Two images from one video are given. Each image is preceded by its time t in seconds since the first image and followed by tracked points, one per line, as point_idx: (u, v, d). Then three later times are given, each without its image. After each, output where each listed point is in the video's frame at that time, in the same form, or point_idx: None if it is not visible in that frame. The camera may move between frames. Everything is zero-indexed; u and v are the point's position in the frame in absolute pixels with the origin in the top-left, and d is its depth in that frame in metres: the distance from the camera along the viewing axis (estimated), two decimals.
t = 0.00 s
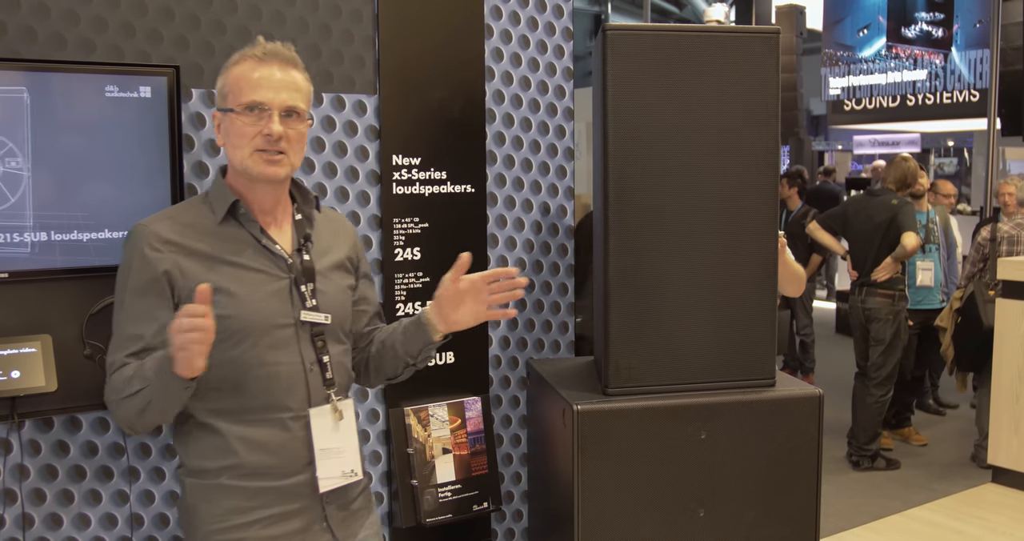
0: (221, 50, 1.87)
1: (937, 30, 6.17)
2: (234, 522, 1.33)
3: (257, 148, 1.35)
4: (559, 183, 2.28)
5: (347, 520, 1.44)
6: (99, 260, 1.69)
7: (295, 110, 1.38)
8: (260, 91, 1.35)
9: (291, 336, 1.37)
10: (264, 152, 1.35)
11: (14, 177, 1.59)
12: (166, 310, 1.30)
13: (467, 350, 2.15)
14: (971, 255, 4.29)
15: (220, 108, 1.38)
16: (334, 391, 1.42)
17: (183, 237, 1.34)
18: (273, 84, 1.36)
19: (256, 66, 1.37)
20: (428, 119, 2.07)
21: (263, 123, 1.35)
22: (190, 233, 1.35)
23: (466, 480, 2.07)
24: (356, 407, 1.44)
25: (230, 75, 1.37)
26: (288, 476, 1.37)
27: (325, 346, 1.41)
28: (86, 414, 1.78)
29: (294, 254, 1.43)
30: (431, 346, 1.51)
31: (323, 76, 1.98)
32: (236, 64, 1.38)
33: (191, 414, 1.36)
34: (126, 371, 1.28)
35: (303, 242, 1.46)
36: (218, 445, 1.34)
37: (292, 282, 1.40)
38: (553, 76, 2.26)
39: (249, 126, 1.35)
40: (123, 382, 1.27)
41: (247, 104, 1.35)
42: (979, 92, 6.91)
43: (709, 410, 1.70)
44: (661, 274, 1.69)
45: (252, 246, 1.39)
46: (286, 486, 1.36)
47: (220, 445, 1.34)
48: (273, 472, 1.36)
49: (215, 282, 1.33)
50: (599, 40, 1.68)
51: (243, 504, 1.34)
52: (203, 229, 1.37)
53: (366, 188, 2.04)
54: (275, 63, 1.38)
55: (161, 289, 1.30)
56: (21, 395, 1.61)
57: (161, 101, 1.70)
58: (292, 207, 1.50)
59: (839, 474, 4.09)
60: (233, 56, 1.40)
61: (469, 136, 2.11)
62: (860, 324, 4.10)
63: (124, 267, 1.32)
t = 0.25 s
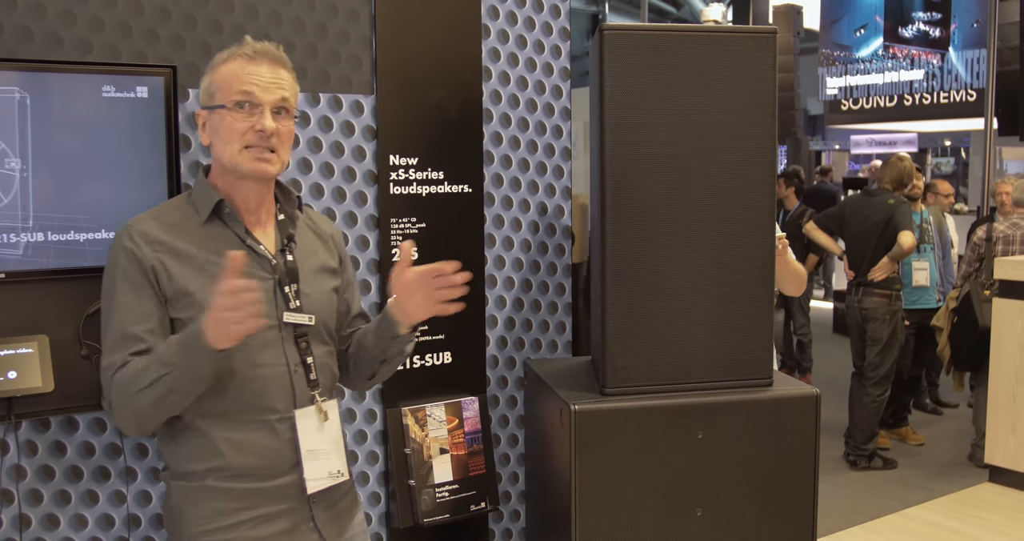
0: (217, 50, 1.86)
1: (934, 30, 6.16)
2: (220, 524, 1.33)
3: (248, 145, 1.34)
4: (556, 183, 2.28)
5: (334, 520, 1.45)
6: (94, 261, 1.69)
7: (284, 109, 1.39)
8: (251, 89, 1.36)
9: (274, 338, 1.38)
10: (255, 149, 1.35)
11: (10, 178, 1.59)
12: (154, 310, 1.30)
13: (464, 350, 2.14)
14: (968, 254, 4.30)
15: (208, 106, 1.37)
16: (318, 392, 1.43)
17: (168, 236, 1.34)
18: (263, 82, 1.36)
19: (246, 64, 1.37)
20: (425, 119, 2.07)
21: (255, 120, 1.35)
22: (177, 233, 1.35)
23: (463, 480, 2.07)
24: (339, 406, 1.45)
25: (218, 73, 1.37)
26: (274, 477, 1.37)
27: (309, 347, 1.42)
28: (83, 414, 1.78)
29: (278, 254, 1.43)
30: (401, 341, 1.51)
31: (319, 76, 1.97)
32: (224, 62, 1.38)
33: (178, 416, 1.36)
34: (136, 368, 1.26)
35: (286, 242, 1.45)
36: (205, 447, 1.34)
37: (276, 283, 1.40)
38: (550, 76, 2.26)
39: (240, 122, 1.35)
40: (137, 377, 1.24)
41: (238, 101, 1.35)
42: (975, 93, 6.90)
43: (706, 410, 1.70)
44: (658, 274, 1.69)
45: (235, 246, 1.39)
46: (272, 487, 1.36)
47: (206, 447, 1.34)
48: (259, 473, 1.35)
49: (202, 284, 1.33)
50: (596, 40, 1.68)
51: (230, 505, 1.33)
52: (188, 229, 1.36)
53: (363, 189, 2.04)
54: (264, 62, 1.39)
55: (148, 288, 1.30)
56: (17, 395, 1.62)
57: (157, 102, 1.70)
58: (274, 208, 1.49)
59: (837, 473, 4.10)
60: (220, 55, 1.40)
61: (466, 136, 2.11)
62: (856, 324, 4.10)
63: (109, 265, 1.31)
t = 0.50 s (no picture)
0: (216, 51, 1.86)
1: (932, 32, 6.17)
2: (215, 527, 1.33)
3: (272, 153, 1.36)
4: (555, 185, 2.28)
5: (328, 520, 1.45)
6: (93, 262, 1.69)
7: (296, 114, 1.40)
8: (274, 97, 1.35)
9: (268, 340, 1.38)
10: (279, 157, 1.36)
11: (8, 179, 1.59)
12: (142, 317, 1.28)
13: (463, 352, 2.14)
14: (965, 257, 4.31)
15: (224, 111, 1.34)
16: (312, 397, 1.43)
17: (160, 241, 1.32)
18: (286, 90, 1.37)
19: (267, 71, 1.36)
20: (424, 121, 2.07)
21: (280, 128, 1.36)
22: (168, 237, 1.34)
23: (462, 483, 2.07)
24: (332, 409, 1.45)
25: (240, 78, 1.34)
26: (269, 480, 1.37)
27: (303, 350, 1.42)
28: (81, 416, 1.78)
29: (271, 258, 1.42)
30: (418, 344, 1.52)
31: (318, 77, 1.97)
32: (243, 67, 1.35)
33: (171, 420, 1.35)
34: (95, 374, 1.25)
35: (279, 245, 1.45)
36: (201, 451, 1.33)
37: (269, 286, 1.39)
38: (549, 78, 2.26)
39: (266, 131, 1.34)
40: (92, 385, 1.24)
41: (262, 108, 1.34)
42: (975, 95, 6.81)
43: (705, 412, 1.70)
44: (656, 276, 1.69)
45: (229, 249, 1.37)
46: (268, 489, 1.37)
47: (203, 451, 1.33)
48: (254, 477, 1.35)
49: (195, 289, 1.32)
50: (595, 42, 1.68)
51: (227, 508, 1.33)
52: (181, 233, 1.35)
53: (362, 190, 2.04)
54: (283, 69, 1.39)
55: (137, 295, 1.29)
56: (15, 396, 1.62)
57: (156, 103, 1.70)
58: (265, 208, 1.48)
59: (835, 475, 4.10)
60: (233, 57, 1.36)
61: (465, 137, 2.11)
62: (854, 326, 4.10)
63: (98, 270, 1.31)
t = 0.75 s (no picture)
0: (215, 55, 1.87)
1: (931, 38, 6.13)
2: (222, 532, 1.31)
3: (295, 175, 1.36)
4: (553, 190, 2.28)
5: (330, 520, 1.45)
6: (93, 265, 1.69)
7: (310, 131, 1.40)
8: (308, 121, 1.35)
9: (272, 349, 1.35)
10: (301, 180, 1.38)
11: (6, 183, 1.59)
12: (148, 333, 1.23)
13: (461, 356, 2.15)
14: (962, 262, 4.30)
15: (261, 130, 1.30)
16: (313, 404, 1.43)
17: (162, 253, 1.27)
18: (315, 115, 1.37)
19: (301, 92, 1.35)
20: (422, 125, 2.07)
21: (307, 152, 1.36)
22: (170, 248, 1.28)
23: (460, 486, 2.08)
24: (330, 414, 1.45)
25: (282, 98, 1.31)
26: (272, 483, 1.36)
27: (304, 358, 1.40)
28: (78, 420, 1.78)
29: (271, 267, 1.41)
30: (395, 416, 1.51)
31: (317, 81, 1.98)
32: (283, 87, 1.32)
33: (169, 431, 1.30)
34: (112, 407, 1.19)
35: (276, 254, 1.44)
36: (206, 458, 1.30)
37: (270, 295, 1.37)
38: (548, 83, 2.26)
39: (297, 154, 1.34)
40: (110, 422, 1.17)
41: (298, 133, 1.33)
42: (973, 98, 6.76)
43: (702, 417, 1.70)
44: (654, 281, 1.70)
45: (230, 258, 1.34)
46: (272, 491, 1.36)
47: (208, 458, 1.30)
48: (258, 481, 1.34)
49: (201, 301, 1.28)
50: (593, 47, 1.68)
51: (233, 513, 1.32)
52: (182, 243, 1.30)
53: (361, 194, 2.05)
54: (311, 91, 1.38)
55: (143, 310, 1.23)
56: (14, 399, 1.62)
57: (155, 107, 1.70)
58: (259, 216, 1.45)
59: (833, 479, 4.10)
60: (269, 72, 1.32)
61: (463, 142, 2.11)
62: (852, 330, 4.10)
63: (95, 282, 1.22)
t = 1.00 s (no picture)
0: (214, 57, 1.87)
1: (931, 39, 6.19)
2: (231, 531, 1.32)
3: (306, 181, 1.36)
4: (552, 191, 2.28)
5: (332, 516, 1.47)
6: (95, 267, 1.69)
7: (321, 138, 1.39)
8: (321, 128, 1.34)
9: (284, 352, 1.35)
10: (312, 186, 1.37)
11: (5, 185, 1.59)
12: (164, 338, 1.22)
13: (460, 358, 2.15)
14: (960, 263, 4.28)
15: (275, 137, 1.29)
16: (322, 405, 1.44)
17: (179, 256, 1.26)
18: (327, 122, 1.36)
19: (314, 99, 1.33)
20: (421, 127, 2.07)
21: (319, 159, 1.35)
22: (185, 250, 1.27)
23: (459, 488, 2.07)
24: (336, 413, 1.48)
25: (296, 106, 1.29)
26: (281, 482, 1.37)
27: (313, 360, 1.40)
28: (77, 422, 1.78)
29: (281, 269, 1.42)
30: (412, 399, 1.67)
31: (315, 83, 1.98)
32: (297, 94, 1.30)
33: (179, 430, 1.30)
34: (133, 435, 1.17)
35: (286, 257, 1.45)
36: (218, 458, 1.30)
37: (282, 298, 1.37)
38: (546, 85, 2.26)
39: (307, 161, 1.33)
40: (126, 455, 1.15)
41: (311, 140, 1.32)
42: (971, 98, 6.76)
43: (701, 419, 1.70)
44: (653, 283, 1.70)
45: (244, 261, 1.33)
46: (281, 490, 1.36)
47: (219, 458, 1.30)
48: (267, 479, 1.35)
49: (217, 305, 1.27)
50: (592, 49, 1.68)
51: (242, 512, 1.33)
52: (197, 246, 1.29)
53: (360, 196, 2.05)
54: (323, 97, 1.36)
55: (159, 314, 1.21)
56: (12, 401, 1.63)
57: (154, 109, 1.70)
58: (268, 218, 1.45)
59: (832, 480, 4.10)
60: (283, 79, 1.30)
61: (462, 144, 2.11)
62: (851, 332, 4.10)
63: (109, 284, 1.20)
